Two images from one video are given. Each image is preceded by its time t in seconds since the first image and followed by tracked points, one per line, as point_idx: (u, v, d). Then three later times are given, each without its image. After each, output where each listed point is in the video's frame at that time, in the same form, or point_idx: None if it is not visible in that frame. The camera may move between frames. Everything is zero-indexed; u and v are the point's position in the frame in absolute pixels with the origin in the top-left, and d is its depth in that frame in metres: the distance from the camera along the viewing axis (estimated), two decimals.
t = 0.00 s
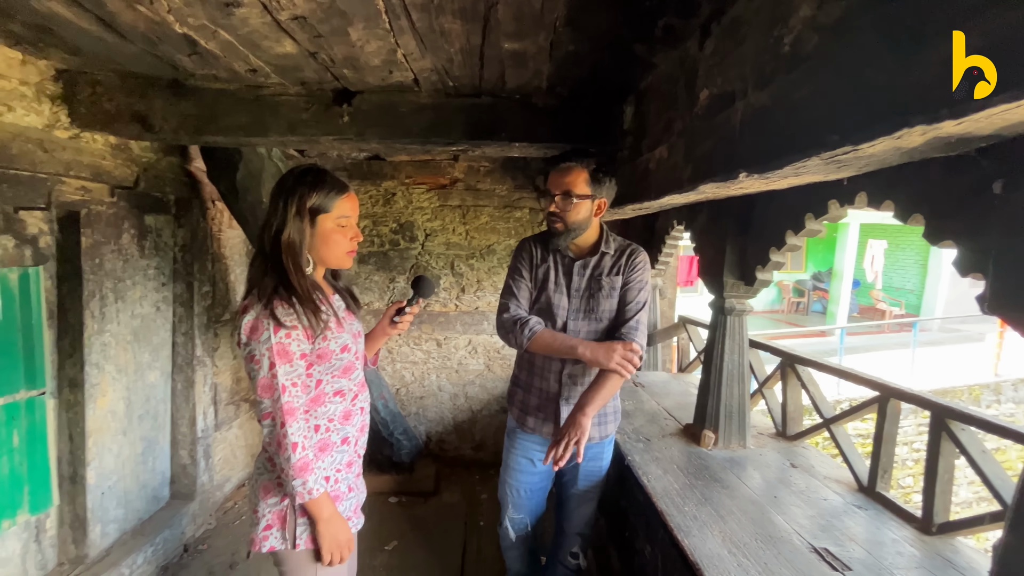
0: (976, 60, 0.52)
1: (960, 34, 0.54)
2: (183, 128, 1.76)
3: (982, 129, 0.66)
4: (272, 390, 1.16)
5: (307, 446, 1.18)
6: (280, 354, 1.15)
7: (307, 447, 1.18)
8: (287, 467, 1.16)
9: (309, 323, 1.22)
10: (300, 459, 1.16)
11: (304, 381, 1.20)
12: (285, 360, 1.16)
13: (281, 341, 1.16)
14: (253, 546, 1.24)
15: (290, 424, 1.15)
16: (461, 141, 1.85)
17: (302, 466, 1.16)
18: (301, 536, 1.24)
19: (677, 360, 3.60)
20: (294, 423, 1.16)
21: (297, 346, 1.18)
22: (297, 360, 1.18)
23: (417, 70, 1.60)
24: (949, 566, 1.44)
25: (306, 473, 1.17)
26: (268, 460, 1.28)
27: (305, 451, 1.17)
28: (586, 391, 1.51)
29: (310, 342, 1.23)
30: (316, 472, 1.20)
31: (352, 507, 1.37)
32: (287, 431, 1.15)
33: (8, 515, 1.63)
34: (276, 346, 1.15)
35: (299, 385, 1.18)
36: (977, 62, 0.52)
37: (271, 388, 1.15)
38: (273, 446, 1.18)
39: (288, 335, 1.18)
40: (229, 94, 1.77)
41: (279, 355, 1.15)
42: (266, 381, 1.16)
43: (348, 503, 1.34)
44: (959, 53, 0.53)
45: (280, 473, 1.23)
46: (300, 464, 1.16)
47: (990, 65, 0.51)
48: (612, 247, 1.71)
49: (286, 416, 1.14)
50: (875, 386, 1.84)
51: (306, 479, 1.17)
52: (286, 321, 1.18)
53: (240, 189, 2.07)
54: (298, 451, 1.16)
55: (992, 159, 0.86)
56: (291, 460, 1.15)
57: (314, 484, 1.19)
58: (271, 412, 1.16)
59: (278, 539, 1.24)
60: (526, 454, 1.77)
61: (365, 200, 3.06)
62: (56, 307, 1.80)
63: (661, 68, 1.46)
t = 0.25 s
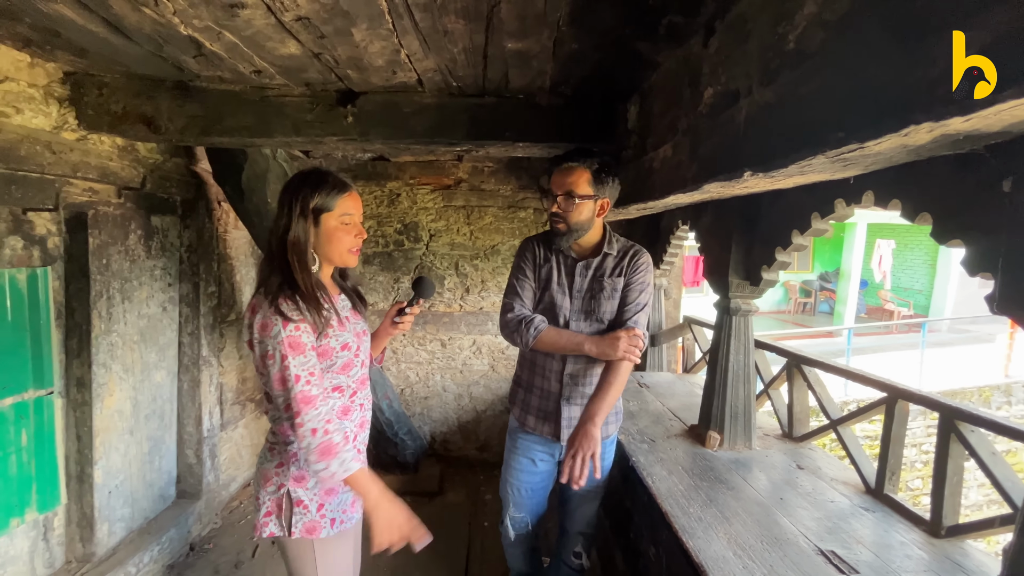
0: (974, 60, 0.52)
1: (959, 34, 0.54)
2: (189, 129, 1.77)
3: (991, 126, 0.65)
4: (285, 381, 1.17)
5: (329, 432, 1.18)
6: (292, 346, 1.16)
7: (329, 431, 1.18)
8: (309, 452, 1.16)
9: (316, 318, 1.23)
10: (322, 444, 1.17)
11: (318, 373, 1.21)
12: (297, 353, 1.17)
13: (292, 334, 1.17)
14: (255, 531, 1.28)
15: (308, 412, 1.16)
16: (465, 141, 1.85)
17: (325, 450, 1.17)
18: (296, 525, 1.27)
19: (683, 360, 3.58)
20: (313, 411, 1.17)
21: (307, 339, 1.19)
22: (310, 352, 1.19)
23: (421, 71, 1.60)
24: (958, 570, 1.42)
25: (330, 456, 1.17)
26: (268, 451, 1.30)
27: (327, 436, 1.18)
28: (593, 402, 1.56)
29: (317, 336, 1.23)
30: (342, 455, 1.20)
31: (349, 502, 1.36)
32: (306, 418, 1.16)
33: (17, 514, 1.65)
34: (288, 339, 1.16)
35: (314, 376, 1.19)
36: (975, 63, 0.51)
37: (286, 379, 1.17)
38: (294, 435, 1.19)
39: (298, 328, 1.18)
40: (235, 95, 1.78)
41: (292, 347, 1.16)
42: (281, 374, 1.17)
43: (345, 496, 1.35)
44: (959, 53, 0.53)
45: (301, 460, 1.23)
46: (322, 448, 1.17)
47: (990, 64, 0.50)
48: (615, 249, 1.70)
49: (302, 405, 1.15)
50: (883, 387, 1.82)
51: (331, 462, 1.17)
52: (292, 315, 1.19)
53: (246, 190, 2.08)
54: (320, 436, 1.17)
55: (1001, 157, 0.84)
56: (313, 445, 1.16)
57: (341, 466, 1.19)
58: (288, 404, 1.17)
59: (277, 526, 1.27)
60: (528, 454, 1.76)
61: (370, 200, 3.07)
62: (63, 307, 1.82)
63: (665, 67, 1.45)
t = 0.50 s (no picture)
0: (976, 60, 0.52)
1: (960, 33, 0.55)
2: (195, 133, 1.78)
3: (994, 130, 0.66)
4: (325, 350, 1.14)
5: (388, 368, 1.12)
6: (317, 323, 1.18)
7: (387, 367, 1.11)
8: (378, 384, 1.07)
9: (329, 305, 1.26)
10: (388, 373, 1.09)
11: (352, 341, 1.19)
12: (324, 327, 1.18)
13: (313, 314, 1.20)
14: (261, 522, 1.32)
15: (359, 357, 1.11)
16: (469, 143, 1.86)
17: (392, 375, 1.09)
18: (296, 516, 1.28)
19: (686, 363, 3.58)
20: (364, 356, 1.12)
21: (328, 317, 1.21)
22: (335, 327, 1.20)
23: (426, 74, 1.61)
24: (964, 572, 1.42)
25: (399, 380, 1.09)
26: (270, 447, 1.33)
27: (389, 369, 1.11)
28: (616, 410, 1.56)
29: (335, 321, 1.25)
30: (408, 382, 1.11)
31: (349, 496, 1.35)
32: (360, 361, 1.10)
33: (25, 514, 1.66)
34: (310, 317, 1.19)
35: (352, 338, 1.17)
36: (976, 63, 0.52)
37: (325, 347, 1.14)
38: (354, 392, 1.10)
39: (316, 311, 1.21)
40: (241, 99, 1.79)
41: (316, 326, 1.18)
42: (319, 344, 1.15)
43: (345, 491, 1.34)
44: (959, 53, 0.53)
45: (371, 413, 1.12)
46: (388, 376, 1.09)
47: (990, 65, 0.51)
48: (613, 249, 1.71)
49: (351, 353, 1.11)
50: (888, 389, 1.82)
51: (405, 384, 1.08)
52: (305, 304, 1.21)
53: (251, 193, 2.09)
54: (382, 372, 1.09)
55: (1005, 160, 0.84)
56: (380, 377, 1.08)
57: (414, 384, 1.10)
58: (337, 366, 1.12)
59: (279, 518, 1.30)
60: (529, 455, 1.77)
61: (374, 203, 3.08)
62: (71, 309, 1.83)
63: (669, 69, 1.46)
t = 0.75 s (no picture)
0: (974, 60, 0.53)
1: (960, 34, 0.56)
2: (199, 135, 1.79)
3: (993, 134, 0.67)
4: (334, 348, 1.15)
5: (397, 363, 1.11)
6: (325, 321, 1.19)
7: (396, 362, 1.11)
8: (389, 379, 1.08)
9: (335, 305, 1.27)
10: (398, 368, 1.09)
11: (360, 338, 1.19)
12: (331, 325, 1.19)
13: (320, 313, 1.20)
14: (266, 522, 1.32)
15: (368, 354, 1.12)
16: (471, 146, 1.87)
17: (401, 369, 1.08)
18: (302, 517, 1.28)
19: (687, 364, 3.59)
20: (372, 353, 1.12)
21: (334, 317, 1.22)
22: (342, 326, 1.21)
23: (429, 77, 1.62)
24: (965, 572, 1.43)
25: (409, 373, 1.08)
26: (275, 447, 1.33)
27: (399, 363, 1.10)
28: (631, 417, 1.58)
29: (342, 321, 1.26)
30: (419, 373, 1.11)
31: (355, 497, 1.36)
32: (368, 358, 1.11)
33: (30, 514, 1.67)
34: (319, 316, 1.19)
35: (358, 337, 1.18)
36: (974, 63, 0.53)
37: (334, 346, 1.15)
38: (366, 388, 1.11)
39: (323, 310, 1.22)
40: (245, 101, 1.80)
41: (324, 324, 1.19)
42: (328, 342, 1.16)
43: (350, 491, 1.35)
44: (959, 54, 0.54)
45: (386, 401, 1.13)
46: (398, 370, 1.09)
47: (990, 65, 0.51)
48: (604, 247, 1.72)
49: (359, 351, 1.12)
50: (889, 391, 1.83)
51: (415, 377, 1.08)
52: (312, 303, 1.22)
53: (255, 195, 2.10)
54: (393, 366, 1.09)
55: (1005, 163, 0.85)
56: (390, 372, 1.08)
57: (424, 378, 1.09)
58: (346, 365, 1.13)
59: (285, 518, 1.30)
60: (527, 454, 1.77)
61: (375, 205, 3.09)
62: (75, 311, 1.84)
63: (671, 72, 1.47)
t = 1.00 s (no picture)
0: (973, 60, 0.53)
1: (960, 34, 0.56)
2: (200, 138, 1.80)
3: (987, 139, 0.68)
4: (315, 367, 1.18)
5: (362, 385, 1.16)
6: (314, 334, 1.20)
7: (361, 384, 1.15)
8: (353, 404, 1.13)
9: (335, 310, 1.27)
10: (361, 392, 1.13)
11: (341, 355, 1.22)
12: (320, 339, 1.20)
13: (314, 323, 1.21)
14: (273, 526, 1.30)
15: (335, 378, 1.16)
16: (471, 148, 1.88)
17: (364, 393, 1.14)
18: (315, 520, 1.29)
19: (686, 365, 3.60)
20: (340, 377, 1.16)
21: (328, 327, 1.22)
22: (333, 338, 1.22)
23: (430, 80, 1.63)
24: (962, 571, 1.44)
25: (370, 396, 1.13)
26: (286, 448, 1.32)
27: (363, 386, 1.15)
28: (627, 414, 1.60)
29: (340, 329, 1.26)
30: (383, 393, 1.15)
31: (365, 499, 1.38)
32: (334, 382, 1.15)
33: (30, 516, 1.67)
34: (311, 328, 1.20)
35: (337, 356, 1.20)
36: (974, 63, 0.53)
37: (315, 366, 1.18)
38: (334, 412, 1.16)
39: (319, 318, 1.22)
40: (246, 104, 1.81)
41: (314, 336, 1.19)
42: (312, 360, 1.18)
43: (361, 493, 1.37)
44: (959, 53, 0.54)
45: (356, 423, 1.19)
46: (360, 394, 1.13)
47: (990, 65, 0.51)
48: (591, 248, 1.74)
49: (327, 375, 1.16)
50: (887, 391, 1.84)
51: (374, 401, 1.13)
52: (312, 309, 1.22)
53: (255, 197, 2.11)
54: (354, 390, 1.14)
55: (999, 167, 0.87)
56: (351, 397, 1.13)
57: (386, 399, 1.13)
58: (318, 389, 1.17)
59: (295, 522, 1.29)
60: (520, 450, 1.79)
61: (375, 206, 3.10)
62: (76, 312, 1.84)
63: (670, 76, 1.48)
